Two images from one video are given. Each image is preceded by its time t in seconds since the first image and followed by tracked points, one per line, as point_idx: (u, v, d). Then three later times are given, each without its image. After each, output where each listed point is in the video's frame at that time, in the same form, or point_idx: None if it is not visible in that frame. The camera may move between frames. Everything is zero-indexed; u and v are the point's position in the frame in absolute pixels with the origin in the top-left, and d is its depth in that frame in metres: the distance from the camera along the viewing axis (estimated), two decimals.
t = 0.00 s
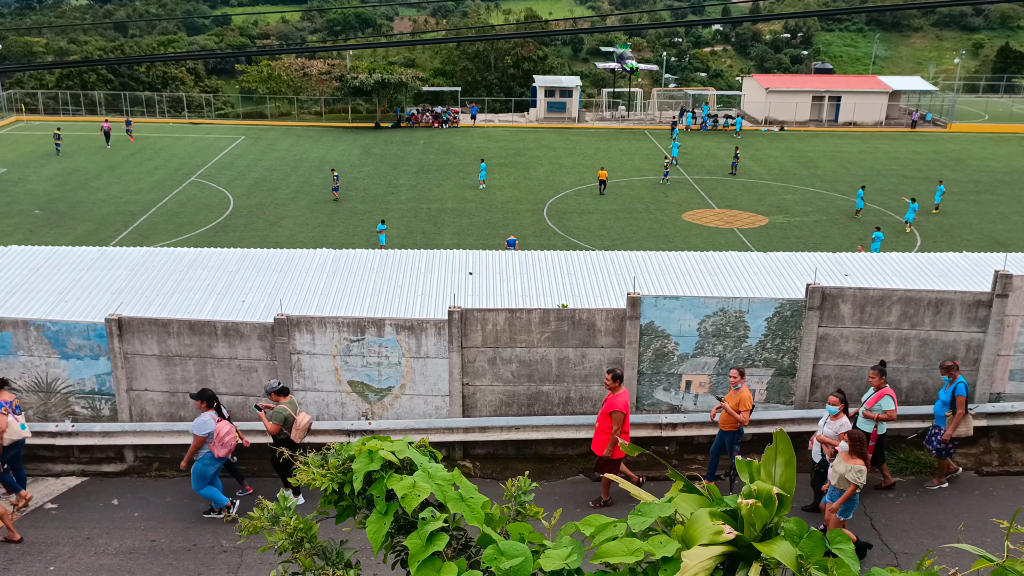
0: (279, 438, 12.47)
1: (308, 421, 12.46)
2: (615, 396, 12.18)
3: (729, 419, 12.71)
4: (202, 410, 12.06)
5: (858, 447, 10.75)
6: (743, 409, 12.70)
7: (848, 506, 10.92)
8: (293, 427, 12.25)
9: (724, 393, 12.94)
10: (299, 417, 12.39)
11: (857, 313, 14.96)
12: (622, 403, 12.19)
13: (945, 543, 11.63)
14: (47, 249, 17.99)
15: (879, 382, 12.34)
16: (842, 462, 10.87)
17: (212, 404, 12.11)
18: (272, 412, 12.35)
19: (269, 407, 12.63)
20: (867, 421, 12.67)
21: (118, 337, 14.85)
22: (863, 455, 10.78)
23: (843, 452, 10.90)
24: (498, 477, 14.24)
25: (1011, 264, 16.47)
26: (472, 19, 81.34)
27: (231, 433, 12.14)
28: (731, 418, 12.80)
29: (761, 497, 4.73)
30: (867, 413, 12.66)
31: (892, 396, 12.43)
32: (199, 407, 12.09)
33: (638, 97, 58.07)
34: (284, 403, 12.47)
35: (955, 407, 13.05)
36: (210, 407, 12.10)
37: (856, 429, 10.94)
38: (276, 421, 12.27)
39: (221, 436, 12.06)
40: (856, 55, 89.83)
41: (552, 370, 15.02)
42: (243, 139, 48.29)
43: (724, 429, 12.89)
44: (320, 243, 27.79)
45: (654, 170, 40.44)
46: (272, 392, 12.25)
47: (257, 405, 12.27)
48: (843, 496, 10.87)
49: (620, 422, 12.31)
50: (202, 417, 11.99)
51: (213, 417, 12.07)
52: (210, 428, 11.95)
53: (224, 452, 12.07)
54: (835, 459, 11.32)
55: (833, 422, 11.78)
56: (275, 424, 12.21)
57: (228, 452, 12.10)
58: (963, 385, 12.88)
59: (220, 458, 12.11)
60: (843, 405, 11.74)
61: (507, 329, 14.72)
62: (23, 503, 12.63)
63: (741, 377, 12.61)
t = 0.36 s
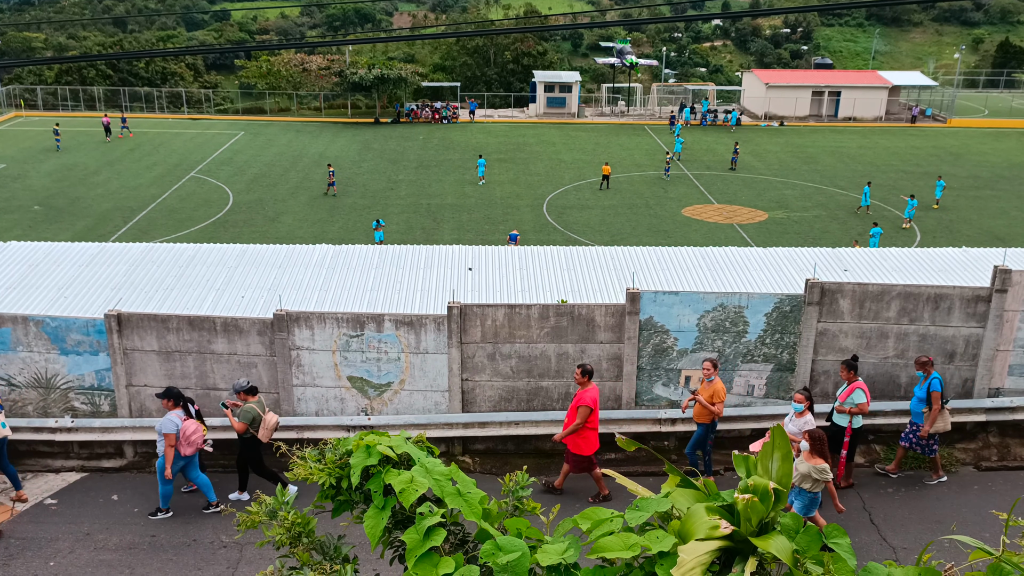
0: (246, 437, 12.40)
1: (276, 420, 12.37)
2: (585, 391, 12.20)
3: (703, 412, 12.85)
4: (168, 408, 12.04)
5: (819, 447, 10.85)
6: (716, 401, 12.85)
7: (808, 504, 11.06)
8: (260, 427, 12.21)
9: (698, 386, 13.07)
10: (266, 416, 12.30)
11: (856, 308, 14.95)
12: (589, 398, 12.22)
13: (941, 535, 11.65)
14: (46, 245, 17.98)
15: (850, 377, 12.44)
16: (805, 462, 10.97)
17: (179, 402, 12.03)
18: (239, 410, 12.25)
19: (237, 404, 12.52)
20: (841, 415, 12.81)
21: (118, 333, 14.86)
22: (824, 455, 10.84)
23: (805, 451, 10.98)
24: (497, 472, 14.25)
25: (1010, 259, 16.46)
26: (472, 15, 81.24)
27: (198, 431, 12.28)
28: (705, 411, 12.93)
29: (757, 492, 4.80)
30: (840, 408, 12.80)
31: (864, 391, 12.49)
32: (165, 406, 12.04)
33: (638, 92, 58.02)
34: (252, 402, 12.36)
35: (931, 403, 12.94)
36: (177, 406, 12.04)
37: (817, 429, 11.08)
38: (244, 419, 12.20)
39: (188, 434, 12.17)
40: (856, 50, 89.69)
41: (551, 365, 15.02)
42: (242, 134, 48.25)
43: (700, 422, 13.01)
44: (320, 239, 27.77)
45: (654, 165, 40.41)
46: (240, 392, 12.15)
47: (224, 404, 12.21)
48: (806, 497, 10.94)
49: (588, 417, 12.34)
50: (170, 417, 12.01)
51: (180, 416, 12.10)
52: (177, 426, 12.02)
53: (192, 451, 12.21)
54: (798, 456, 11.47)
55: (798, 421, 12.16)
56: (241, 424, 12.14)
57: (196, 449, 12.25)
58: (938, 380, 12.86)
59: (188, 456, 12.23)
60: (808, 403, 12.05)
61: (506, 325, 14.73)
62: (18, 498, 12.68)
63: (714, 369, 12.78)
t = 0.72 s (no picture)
0: (212, 431, 12.61)
1: (242, 412, 12.73)
2: (550, 382, 12.38)
3: (672, 410, 12.84)
4: (134, 403, 12.10)
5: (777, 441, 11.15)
6: (685, 400, 12.81)
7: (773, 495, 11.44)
8: (227, 418, 12.51)
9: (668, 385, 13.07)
10: (233, 408, 12.63)
11: (856, 304, 14.94)
12: (557, 391, 12.35)
13: (942, 530, 11.66)
14: (46, 242, 17.99)
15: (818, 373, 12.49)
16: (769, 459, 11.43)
17: (144, 397, 12.15)
18: (205, 404, 12.55)
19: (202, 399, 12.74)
20: (811, 412, 12.82)
21: (118, 329, 14.87)
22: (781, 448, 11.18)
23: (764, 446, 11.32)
24: (497, 468, 14.27)
25: (1011, 255, 16.44)
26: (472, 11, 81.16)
27: (165, 426, 12.22)
28: (674, 410, 12.91)
29: (757, 487, 4.75)
30: (810, 405, 12.79)
31: (833, 387, 12.53)
32: (132, 401, 12.16)
33: (638, 88, 57.97)
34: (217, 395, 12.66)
35: (902, 396, 12.97)
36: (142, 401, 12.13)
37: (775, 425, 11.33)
38: (211, 412, 12.49)
39: (154, 429, 12.11)
40: (856, 46, 89.59)
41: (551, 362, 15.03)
42: (242, 131, 48.25)
43: (669, 421, 13.00)
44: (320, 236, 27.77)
45: (654, 162, 40.38)
46: (205, 384, 12.41)
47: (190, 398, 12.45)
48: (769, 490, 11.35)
49: (557, 409, 12.46)
50: (135, 412, 12.00)
51: (145, 411, 12.09)
52: (143, 421, 11.99)
53: (157, 445, 12.12)
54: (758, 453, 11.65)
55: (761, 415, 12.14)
56: (209, 416, 12.43)
57: (162, 444, 12.17)
58: (909, 374, 12.83)
59: (153, 451, 12.12)
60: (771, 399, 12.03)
61: (506, 321, 14.73)
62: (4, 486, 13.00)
63: (684, 368, 12.79)
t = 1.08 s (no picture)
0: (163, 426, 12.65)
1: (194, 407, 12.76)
2: (506, 381, 12.17)
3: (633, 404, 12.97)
4: (93, 399, 12.14)
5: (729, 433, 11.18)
6: (646, 393, 12.96)
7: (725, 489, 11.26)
8: (177, 414, 12.53)
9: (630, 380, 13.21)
10: (183, 404, 12.66)
11: (847, 296, 15.00)
12: (511, 388, 12.19)
13: (932, 524, 11.81)
14: (34, 235, 17.86)
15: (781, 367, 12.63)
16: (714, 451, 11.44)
17: (103, 392, 12.20)
18: (156, 398, 12.57)
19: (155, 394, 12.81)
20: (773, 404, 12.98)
21: (108, 323, 14.79)
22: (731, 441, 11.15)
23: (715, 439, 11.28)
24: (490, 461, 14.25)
25: (1000, 246, 16.53)
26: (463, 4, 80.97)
27: (123, 421, 12.21)
28: (635, 404, 13.05)
29: (750, 478, 4.74)
30: (773, 397, 12.96)
31: (794, 381, 12.65)
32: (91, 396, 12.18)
33: (629, 80, 57.97)
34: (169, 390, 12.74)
35: (865, 391, 13.02)
36: (101, 396, 12.17)
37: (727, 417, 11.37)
38: (160, 408, 12.50)
39: (112, 424, 12.10)
40: (846, 38, 89.76)
41: (543, 354, 15.02)
42: (232, 124, 48.02)
43: (631, 414, 13.13)
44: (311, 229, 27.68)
45: (646, 154, 40.40)
46: (157, 379, 12.47)
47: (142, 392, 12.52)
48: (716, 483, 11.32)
49: (509, 407, 12.35)
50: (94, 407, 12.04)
51: (104, 406, 12.12)
52: (101, 416, 12.05)
53: (116, 441, 12.15)
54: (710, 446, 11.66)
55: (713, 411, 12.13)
56: (159, 411, 12.45)
57: (121, 440, 12.19)
58: (872, 369, 12.83)
59: (112, 447, 12.17)
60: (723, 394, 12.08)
61: (498, 314, 14.72)
62: None
63: (645, 362, 12.88)
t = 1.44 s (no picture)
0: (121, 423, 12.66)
1: (152, 408, 12.71)
2: (469, 374, 11.94)
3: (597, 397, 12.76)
4: (57, 397, 11.86)
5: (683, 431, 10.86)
6: (611, 388, 12.74)
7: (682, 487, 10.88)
8: (136, 416, 12.49)
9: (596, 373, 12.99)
10: (142, 404, 12.63)
11: (842, 290, 15.02)
12: (473, 381, 11.99)
13: (928, 513, 11.84)
14: (28, 232, 17.76)
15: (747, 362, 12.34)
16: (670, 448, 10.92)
17: (67, 390, 11.92)
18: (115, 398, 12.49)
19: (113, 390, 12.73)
20: (741, 401, 12.69)
21: (101, 320, 14.72)
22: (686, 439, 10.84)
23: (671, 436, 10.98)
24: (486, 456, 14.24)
25: (994, 241, 16.57)
26: None
27: (87, 419, 12.20)
28: (599, 397, 12.84)
29: (747, 473, 4.72)
30: (740, 394, 12.66)
31: (762, 377, 12.38)
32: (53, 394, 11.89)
33: (624, 75, 57.94)
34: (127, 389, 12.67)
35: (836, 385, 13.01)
36: (65, 394, 11.90)
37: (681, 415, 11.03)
38: (119, 407, 12.45)
39: (76, 422, 12.08)
40: (841, 33, 89.86)
41: (539, 349, 15.01)
42: (227, 119, 47.90)
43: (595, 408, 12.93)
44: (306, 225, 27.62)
45: (641, 149, 40.38)
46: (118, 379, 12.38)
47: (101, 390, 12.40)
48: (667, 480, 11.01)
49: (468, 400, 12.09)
50: (58, 405, 11.88)
51: (68, 404, 11.98)
52: (65, 414, 11.92)
53: (80, 439, 12.13)
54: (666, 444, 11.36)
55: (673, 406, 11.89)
56: (117, 412, 12.39)
57: (85, 437, 12.19)
58: (842, 363, 12.82)
59: (77, 444, 12.16)
60: (684, 388, 11.85)
61: (494, 310, 14.71)
62: None
63: (610, 356, 12.69)
